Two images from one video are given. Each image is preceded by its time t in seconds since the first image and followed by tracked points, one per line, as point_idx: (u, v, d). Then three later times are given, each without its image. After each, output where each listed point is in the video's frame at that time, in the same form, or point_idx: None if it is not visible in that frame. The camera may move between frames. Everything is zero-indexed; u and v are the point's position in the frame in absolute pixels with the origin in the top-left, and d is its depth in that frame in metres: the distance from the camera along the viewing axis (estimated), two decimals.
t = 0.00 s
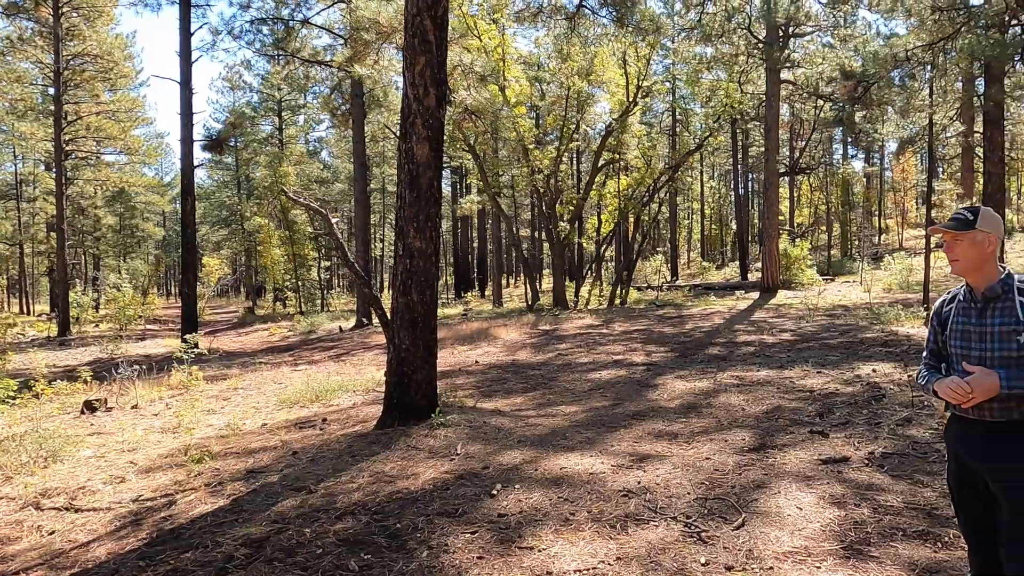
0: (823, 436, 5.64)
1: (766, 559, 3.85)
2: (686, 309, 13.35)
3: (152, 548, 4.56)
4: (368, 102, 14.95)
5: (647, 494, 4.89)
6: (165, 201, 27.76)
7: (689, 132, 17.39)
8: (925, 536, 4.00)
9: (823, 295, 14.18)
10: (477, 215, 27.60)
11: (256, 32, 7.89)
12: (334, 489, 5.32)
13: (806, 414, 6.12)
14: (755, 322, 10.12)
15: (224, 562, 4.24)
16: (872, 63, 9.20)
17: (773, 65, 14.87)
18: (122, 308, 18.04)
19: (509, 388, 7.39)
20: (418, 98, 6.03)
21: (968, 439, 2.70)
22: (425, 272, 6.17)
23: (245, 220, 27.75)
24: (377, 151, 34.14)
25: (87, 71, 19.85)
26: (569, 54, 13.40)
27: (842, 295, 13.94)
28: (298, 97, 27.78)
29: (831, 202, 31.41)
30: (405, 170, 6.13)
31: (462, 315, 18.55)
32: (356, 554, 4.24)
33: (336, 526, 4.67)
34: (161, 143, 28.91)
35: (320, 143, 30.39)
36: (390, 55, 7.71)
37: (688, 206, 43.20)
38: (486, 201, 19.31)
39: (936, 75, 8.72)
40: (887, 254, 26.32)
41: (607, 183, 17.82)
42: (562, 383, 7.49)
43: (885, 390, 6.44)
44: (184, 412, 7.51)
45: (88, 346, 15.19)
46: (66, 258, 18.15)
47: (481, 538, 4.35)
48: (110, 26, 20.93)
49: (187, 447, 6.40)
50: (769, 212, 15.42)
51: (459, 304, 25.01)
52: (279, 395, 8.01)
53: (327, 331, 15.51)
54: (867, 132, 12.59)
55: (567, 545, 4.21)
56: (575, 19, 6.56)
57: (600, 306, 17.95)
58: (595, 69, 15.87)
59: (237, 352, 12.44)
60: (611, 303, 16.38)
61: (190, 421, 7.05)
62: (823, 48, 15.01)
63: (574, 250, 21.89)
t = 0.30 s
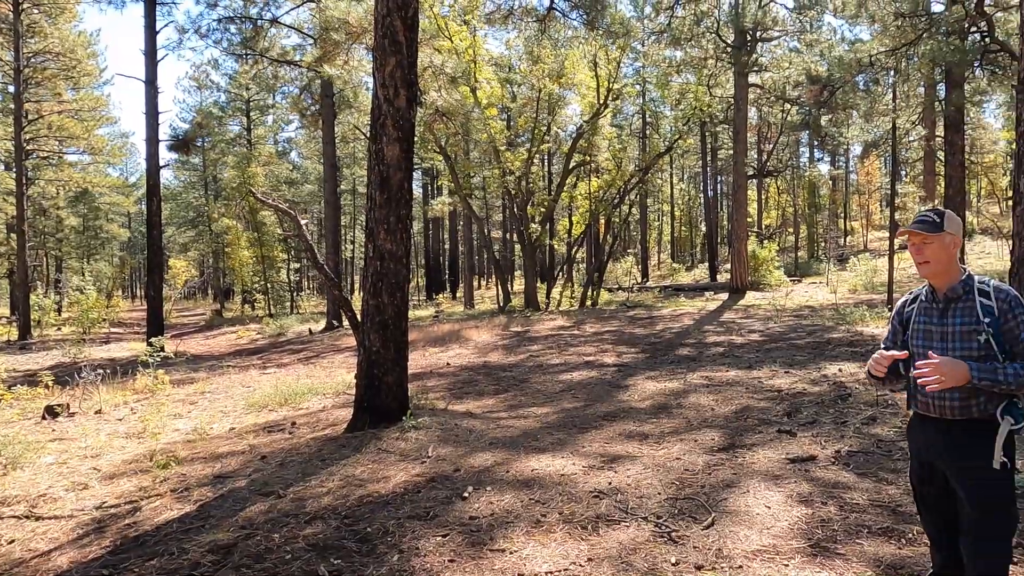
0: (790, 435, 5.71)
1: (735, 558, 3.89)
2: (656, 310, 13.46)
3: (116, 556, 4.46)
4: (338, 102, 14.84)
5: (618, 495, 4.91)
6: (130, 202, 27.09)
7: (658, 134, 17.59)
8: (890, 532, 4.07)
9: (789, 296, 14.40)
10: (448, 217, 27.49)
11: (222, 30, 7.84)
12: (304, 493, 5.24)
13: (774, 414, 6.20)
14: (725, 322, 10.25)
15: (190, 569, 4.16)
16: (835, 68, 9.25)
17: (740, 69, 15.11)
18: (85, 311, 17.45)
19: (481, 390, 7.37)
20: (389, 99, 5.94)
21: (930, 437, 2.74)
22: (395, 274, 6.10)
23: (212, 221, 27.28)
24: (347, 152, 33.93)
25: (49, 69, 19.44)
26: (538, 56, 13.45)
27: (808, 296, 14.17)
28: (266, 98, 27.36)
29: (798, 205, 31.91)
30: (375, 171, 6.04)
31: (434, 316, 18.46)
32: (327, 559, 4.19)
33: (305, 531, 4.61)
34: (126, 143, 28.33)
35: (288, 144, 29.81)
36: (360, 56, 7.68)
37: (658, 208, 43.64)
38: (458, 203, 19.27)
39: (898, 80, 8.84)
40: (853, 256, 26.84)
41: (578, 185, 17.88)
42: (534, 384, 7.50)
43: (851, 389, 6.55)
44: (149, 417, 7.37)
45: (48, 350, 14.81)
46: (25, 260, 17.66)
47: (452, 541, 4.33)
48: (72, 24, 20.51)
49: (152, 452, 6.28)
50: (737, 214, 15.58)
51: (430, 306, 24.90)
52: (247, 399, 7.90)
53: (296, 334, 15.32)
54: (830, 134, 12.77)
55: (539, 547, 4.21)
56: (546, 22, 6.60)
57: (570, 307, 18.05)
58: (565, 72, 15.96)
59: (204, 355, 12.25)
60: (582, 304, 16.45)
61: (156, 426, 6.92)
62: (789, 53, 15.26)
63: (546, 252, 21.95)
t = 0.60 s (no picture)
0: (759, 437, 5.78)
1: (704, 559, 3.92)
2: (627, 313, 13.57)
3: (76, 566, 4.34)
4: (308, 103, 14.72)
5: (589, 498, 4.92)
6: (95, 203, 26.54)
7: (629, 138, 17.75)
8: (855, 531, 4.13)
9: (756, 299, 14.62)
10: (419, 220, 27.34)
11: (189, 30, 7.72)
12: (272, 499, 5.16)
13: (743, 415, 6.27)
14: (695, 325, 10.36)
15: None
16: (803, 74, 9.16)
17: (709, 75, 15.31)
18: (47, 315, 17.10)
19: (452, 393, 7.34)
20: (359, 100, 5.78)
21: (897, 436, 2.76)
22: (366, 276, 5.95)
23: (179, 223, 26.76)
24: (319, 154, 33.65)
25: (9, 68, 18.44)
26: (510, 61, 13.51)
27: (776, 298, 14.37)
28: (235, 99, 26.92)
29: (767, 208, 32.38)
30: (345, 173, 5.86)
31: (405, 319, 18.34)
32: (294, 566, 4.12)
33: (273, 538, 4.53)
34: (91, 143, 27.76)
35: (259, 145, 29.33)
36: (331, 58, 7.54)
37: (630, 211, 43.98)
38: (430, 206, 19.18)
39: (862, 86, 8.87)
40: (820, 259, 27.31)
41: (549, 188, 17.93)
42: (506, 387, 7.49)
43: (817, 390, 6.65)
44: (114, 422, 7.22)
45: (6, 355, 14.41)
46: None
47: (422, 545, 4.30)
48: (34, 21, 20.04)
49: (116, 459, 6.13)
50: (707, 217, 15.73)
51: (403, 308, 24.75)
52: (215, 404, 7.79)
53: (265, 337, 15.14)
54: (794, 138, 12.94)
55: (510, 550, 4.19)
56: (517, 25, 6.63)
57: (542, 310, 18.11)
58: (537, 76, 16.02)
59: (170, 359, 12.04)
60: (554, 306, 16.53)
61: (120, 432, 6.78)
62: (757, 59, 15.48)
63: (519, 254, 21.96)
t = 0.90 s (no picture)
0: (726, 438, 5.82)
1: (671, 560, 3.92)
2: (598, 315, 13.63)
3: None
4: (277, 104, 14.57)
5: (557, 500, 4.89)
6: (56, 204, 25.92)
7: (600, 141, 17.85)
8: (819, 531, 4.17)
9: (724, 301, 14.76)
10: (390, 221, 27.16)
11: (153, 27, 7.60)
12: (237, 505, 5.03)
13: (711, 417, 6.31)
14: (664, 327, 10.42)
15: None
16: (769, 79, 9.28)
17: (679, 79, 15.49)
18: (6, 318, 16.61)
19: (422, 396, 7.27)
20: (327, 101, 5.58)
21: (860, 438, 2.75)
22: (333, 278, 5.77)
23: (144, 224, 26.18)
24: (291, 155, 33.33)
25: None
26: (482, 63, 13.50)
27: (744, 300, 14.53)
28: (203, 99, 26.49)
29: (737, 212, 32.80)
30: (312, 174, 5.65)
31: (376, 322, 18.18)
32: (258, 573, 4.02)
33: (237, 544, 4.42)
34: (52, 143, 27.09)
35: (227, 146, 28.85)
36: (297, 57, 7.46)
37: (601, 214, 44.24)
38: (400, 207, 19.06)
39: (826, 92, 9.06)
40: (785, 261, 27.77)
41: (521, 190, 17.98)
42: (476, 390, 7.43)
43: (784, 391, 6.72)
44: (74, 428, 7.03)
45: None
46: None
47: (389, 550, 4.23)
48: None
49: (75, 465, 5.97)
50: (677, 219, 15.87)
51: (373, 311, 24.55)
52: (180, 408, 7.65)
53: (233, 341, 14.89)
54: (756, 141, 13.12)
55: (477, 554, 4.15)
56: (488, 27, 6.67)
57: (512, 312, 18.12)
58: (508, 77, 16.02)
59: (134, 364, 11.78)
60: (525, 309, 16.54)
61: (80, 438, 6.61)
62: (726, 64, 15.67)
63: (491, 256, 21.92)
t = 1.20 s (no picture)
0: (693, 438, 5.81)
1: (635, 562, 3.88)
2: (567, 317, 13.69)
3: None
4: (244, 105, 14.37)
5: (524, 503, 4.82)
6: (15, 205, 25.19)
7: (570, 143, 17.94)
8: (781, 531, 4.16)
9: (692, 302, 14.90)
10: (360, 223, 26.93)
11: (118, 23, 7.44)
12: (196, 512, 4.87)
13: (678, 418, 6.30)
14: (634, 329, 10.47)
15: None
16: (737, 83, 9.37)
17: (648, 83, 15.66)
18: None
19: (389, 399, 7.19)
20: (291, 100, 5.40)
21: (821, 438, 2.73)
22: (298, 280, 5.65)
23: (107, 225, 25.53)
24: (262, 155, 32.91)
25: None
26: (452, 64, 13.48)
27: (711, 302, 14.63)
28: (169, 98, 25.94)
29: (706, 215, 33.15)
30: (276, 174, 5.48)
31: (346, 324, 17.97)
32: None
33: (195, 552, 4.27)
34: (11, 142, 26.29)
35: (194, 146, 28.32)
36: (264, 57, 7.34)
37: (572, 216, 44.44)
38: (370, 209, 18.88)
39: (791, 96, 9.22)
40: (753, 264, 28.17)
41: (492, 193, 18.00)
42: (445, 392, 7.36)
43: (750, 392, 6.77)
44: (29, 434, 6.84)
45: None
46: None
47: (352, 556, 4.11)
48: None
49: (29, 472, 5.81)
50: (646, 222, 15.99)
51: (343, 313, 24.30)
52: (142, 413, 7.52)
53: (199, 344, 14.64)
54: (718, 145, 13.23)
55: (441, 558, 4.06)
56: (457, 28, 6.75)
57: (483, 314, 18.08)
58: (478, 79, 16.01)
59: (93, 368, 11.52)
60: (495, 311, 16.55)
61: (35, 444, 6.43)
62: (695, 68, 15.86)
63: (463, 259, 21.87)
